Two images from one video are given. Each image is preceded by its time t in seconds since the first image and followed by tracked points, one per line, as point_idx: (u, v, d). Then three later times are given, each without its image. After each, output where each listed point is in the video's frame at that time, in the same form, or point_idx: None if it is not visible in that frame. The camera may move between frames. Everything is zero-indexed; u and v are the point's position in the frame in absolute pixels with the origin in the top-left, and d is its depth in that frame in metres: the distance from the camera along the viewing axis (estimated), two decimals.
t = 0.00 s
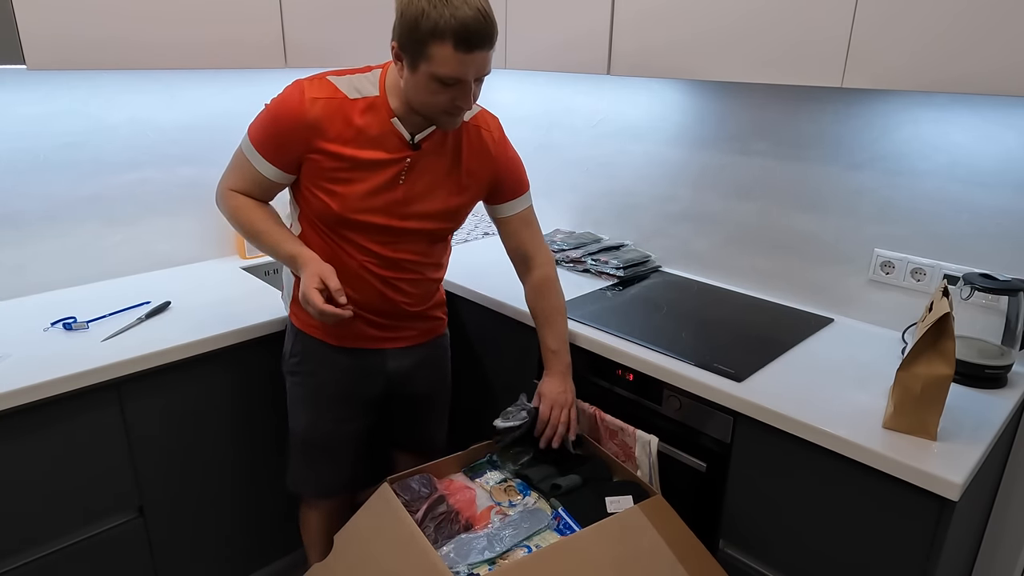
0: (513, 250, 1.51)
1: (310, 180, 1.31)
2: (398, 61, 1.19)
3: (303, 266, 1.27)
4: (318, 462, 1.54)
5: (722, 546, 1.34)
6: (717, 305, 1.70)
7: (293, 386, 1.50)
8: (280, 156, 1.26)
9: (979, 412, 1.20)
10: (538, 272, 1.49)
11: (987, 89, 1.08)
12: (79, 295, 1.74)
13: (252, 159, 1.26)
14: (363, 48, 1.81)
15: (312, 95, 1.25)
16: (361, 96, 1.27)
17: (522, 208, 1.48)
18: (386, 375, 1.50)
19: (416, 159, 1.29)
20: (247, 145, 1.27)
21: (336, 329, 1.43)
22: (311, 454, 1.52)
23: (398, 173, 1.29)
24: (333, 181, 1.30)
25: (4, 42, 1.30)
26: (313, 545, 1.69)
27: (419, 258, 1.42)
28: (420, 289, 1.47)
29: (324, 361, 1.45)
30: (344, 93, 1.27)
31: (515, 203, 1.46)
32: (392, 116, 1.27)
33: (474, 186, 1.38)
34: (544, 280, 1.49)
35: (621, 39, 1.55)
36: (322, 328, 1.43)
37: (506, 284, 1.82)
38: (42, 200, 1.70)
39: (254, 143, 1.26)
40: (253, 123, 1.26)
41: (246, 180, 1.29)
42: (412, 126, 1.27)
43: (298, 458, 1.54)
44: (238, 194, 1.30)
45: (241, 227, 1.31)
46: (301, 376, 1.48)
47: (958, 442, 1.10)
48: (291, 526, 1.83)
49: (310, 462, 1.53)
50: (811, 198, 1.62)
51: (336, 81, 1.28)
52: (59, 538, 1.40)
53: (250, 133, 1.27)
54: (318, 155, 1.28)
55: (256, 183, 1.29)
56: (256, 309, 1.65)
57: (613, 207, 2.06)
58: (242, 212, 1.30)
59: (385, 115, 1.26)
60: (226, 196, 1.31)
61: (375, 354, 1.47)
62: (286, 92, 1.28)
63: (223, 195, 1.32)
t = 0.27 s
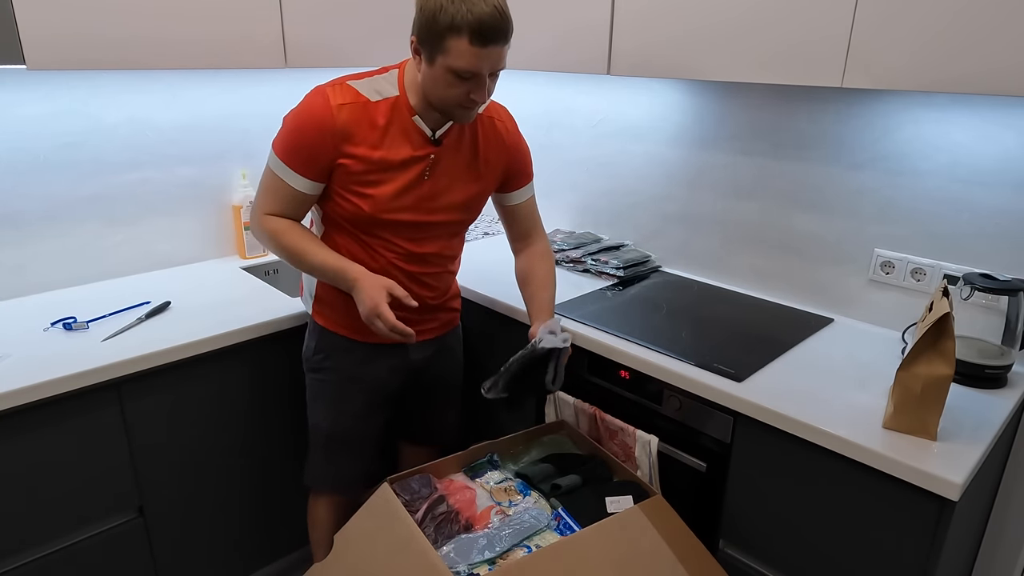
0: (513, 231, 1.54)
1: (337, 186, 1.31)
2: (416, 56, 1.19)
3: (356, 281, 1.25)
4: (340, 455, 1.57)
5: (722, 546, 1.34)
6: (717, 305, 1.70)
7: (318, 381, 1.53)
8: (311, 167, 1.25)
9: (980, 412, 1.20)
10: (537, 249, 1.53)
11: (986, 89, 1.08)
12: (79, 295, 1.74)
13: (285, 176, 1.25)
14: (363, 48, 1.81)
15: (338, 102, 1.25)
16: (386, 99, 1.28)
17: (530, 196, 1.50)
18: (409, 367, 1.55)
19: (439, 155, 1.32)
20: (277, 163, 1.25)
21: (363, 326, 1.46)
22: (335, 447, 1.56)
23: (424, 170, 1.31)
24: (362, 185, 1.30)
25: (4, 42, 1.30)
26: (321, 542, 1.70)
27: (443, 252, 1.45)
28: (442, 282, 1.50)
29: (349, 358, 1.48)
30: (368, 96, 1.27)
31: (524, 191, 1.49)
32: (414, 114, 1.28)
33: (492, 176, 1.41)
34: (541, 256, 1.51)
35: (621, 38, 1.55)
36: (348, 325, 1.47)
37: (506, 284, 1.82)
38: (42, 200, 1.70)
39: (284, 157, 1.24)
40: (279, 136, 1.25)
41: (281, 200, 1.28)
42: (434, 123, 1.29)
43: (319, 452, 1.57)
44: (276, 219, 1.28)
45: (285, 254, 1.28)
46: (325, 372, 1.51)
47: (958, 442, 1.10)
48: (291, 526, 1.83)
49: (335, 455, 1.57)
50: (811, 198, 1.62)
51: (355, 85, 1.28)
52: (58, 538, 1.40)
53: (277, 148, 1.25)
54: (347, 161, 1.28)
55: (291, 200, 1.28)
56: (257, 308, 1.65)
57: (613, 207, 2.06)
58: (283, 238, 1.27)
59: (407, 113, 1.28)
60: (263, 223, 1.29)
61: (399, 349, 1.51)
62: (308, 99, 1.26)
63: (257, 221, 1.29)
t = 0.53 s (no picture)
0: (490, 218, 1.60)
1: (349, 186, 1.31)
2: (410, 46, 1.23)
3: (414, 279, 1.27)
4: (344, 452, 1.58)
5: (722, 546, 1.34)
6: (717, 305, 1.70)
7: (322, 380, 1.53)
8: (329, 167, 1.25)
9: (980, 412, 1.20)
10: (515, 234, 1.58)
11: (986, 89, 1.08)
12: (79, 295, 1.74)
13: (312, 185, 1.25)
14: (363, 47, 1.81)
15: (347, 100, 1.26)
16: (390, 95, 1.30)
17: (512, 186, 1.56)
18: (411, 361, 1.56)
19: (442, 145, 1.35)
20: (299, 171, 1.24)
21: (367, 322, 1.47)
22: (341, 443, 1.57)
23: (430, 161, 1.34)
24: (374, 181, 1.31)
25: (5, 42, 1.30)
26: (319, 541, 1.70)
27: (447, 242, 1.48)
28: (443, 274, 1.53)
29: (353, 354, 1.49)
30: (372, 92, 1.29)
31: (508, 181, 1.54)
32: (416, 107, 1.30)
33: (488, 164, 1.46)
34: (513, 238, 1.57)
35: (621, 38, 1.55)
36: (352, 323, 1.47)
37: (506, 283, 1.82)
38: (43, 200, 1.70)
39: (302, 161, 1.23)
40: (293, 140, 1.24)
41: (312, 212, 1.27)
42: (434, 115, 1.32)
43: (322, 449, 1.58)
44: (316, 237, 1.28)
45: (332, 271, 1.28)
46: (329, 370, 1.52)
47: (958, 442, 1.10)
48: (292, 526, 1.83)
49: (340, 451, 1.58)
50: (811, 198, 1.62)
51: (357, 84, 1.29)
52: (58, 538, 1.41)
53: (294, 154, 1.24)
54: (361, 158, 1.28)
55: (322, 210, 1.28)
56: (257, 308, 1.65)
57: (613, 207, 2.06)
58: (327, 254, 1.27)
59: (410, 106, 1.30)
60: (301, 242, 1.28)
61: (403, 344, 1.53)
62: (315, 100, 1.26)
63: (293, 241, 1.29)
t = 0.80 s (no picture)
0: (469, 210, 1.63)
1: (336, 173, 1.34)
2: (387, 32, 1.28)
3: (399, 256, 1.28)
4: (343, 449, 1.58)
5: (722, 546, 1.34)
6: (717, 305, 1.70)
7: (318, 378, 1.53)
8: (316, 151, 1.28)
9: (979, 412, 1.20)
10: (492, 222, 1.63)
11: (986, 89, 1.08)
12: (79, 295, 1.74)
13: (301, 170, 1.27)
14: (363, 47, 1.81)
15: (331, 88, 1.30)
16: (371, 83, 1.34)
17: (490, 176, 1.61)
18: (405, 357, 1.56)
19: (423, 132, 1.40)
20: (287, 158, 1.27)
21: (356, 316, 1.47)
22: (335, 440, 1.56)
23: (413, 146, 1.38)
24: (360, 166, 1.34)
25: (5, 42, 1.30)
26: (319, 540, 1.70)
27: (433, 230, 1.51)
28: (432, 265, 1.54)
29: (346, 351, 1.50)
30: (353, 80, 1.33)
31: (485, 171, 1.59)
32: (396, 95, 1.35)
33: (468, 153, 1.51)
34: (490, 227, 1.61)
35: (621, 38, 1.55)
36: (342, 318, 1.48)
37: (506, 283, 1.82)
38: (43, 200, 1.70)
39: (290, 147, 1.26)
40: (280, 128, 1.27)
41: (302, 199, 1.29)
42: (415, 102, 1.37)
43: (321, 447, 1.58)
44: (307, 223, 1.29)
45: (323, 254, 1.29)
46: (326, 368, 1.51)
47: (958, 442, 1.10)
48: (291, 525, 1.83)
49: (334, 448, 1.57)
50: (811, 198, 1.62)
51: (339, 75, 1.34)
52: (58, 538, 1.40)
53: (281, 141, 1.27)
54: (347, 142, 1.31)
55: (314, 200, 1.30)
56: (257, 308, 1.65)
57: (613, 207, 2.06)
58: (318, 238, 1.28)
59: (391, 94, 1.35)
60: (293, 229, 1.29)
61: (395, 338, 1.53)
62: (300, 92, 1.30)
63: (286, 230, 1.31)
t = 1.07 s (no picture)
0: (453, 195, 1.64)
1: (316, 167, 1.36)
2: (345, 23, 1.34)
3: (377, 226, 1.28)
4: (344, 444, 1.58)
5: (722, 546, 1.34)
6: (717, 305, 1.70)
7: (316, 373, 1.52)
8: (293, 146, 1.30)
9: (980, 412, 1.20)
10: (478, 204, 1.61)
11: (986, 89, 1.08)
12: (80, 295, 1.74)
13: (280, 165, 1.30)
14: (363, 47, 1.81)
15: (301, 84, 1.33)
16: (341, 78, 1.37)
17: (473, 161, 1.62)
18: (404, 348, 1.57)
19: (397, 118, 1.42)
20: (266, 157, 1.29)
21: (352, 309, 1.48)
22: (335, 433, 1.57)
23: (389, 132, 1.40)
24: (338, 155, 1.35)
25: (5, 42, 1.30)
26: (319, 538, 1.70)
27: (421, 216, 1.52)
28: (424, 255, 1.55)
29: (345, 344, 1.50)
30: (323, 75, 1.36)
31: (467, 155, 1.60)
32: (366, 86, 1.39)
33: (447, 138, 1.53)
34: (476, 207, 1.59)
35: (621, 38, 1.55)
36: (339, 312, 1.48)
37: (505, 282, 1.82)
38: (43, 200, 1.70)
39: (268, 145, 1.29)
40: (256, 129, 1.29)
41: (285, 193, 1.31)
42: (384, 91, 1.40)
43: (321, 442, 1.58)
44: (288, 215, 1.31)
45: (306, 244, 1.30)
46: (324, 364, 1.51)
47: (958, 442, 1.10)
48: (291, 525, 1.83)
49: (335, 442, 1.57)
50: (811, 198, 1.62)
51: (309, 75, 1.37)
52: (58, 538, 1.40)
53: (259, 141, 1.29)
54: (323, 134, 1.33)
55: (296, 193, 1.32)
56: (257, 308, 1.65)
57: (613, 207, 2.06)
58: (299, 228, 1.30)
59: (360, 87, 1.38)
60: (276, 224, 1.31)
61: (392, 331, 1.53)
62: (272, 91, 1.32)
63: (270, 226, 1.32)
